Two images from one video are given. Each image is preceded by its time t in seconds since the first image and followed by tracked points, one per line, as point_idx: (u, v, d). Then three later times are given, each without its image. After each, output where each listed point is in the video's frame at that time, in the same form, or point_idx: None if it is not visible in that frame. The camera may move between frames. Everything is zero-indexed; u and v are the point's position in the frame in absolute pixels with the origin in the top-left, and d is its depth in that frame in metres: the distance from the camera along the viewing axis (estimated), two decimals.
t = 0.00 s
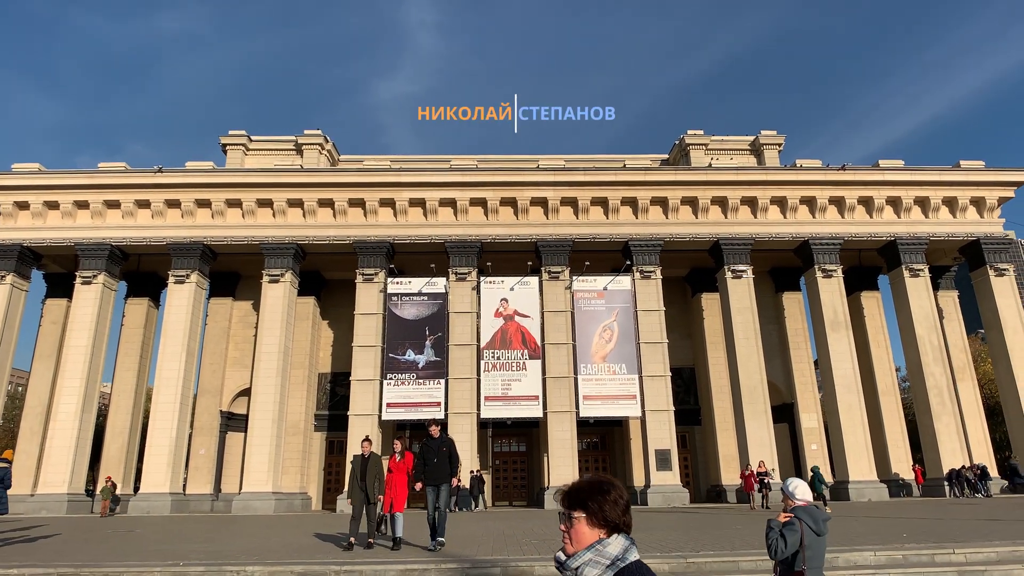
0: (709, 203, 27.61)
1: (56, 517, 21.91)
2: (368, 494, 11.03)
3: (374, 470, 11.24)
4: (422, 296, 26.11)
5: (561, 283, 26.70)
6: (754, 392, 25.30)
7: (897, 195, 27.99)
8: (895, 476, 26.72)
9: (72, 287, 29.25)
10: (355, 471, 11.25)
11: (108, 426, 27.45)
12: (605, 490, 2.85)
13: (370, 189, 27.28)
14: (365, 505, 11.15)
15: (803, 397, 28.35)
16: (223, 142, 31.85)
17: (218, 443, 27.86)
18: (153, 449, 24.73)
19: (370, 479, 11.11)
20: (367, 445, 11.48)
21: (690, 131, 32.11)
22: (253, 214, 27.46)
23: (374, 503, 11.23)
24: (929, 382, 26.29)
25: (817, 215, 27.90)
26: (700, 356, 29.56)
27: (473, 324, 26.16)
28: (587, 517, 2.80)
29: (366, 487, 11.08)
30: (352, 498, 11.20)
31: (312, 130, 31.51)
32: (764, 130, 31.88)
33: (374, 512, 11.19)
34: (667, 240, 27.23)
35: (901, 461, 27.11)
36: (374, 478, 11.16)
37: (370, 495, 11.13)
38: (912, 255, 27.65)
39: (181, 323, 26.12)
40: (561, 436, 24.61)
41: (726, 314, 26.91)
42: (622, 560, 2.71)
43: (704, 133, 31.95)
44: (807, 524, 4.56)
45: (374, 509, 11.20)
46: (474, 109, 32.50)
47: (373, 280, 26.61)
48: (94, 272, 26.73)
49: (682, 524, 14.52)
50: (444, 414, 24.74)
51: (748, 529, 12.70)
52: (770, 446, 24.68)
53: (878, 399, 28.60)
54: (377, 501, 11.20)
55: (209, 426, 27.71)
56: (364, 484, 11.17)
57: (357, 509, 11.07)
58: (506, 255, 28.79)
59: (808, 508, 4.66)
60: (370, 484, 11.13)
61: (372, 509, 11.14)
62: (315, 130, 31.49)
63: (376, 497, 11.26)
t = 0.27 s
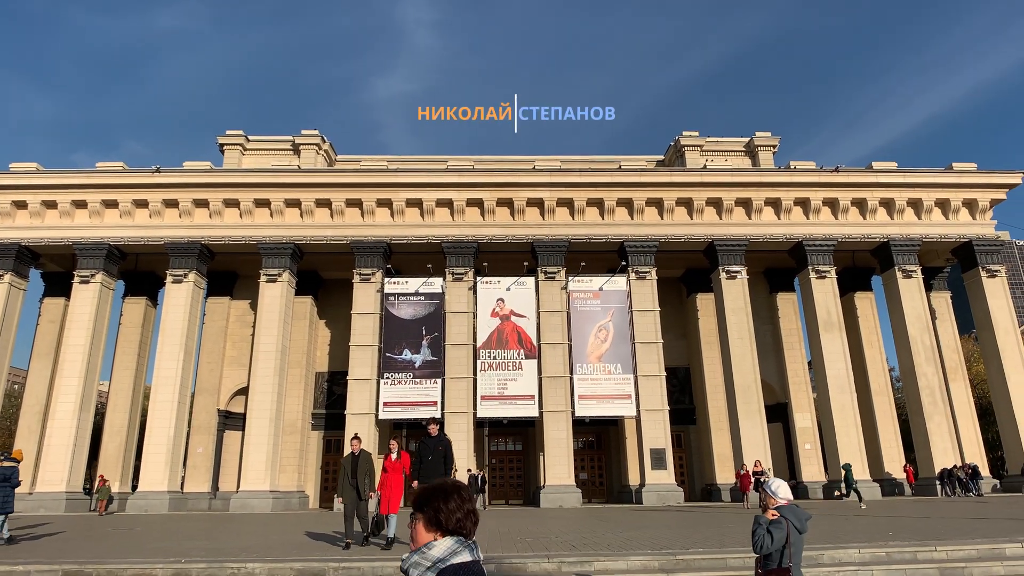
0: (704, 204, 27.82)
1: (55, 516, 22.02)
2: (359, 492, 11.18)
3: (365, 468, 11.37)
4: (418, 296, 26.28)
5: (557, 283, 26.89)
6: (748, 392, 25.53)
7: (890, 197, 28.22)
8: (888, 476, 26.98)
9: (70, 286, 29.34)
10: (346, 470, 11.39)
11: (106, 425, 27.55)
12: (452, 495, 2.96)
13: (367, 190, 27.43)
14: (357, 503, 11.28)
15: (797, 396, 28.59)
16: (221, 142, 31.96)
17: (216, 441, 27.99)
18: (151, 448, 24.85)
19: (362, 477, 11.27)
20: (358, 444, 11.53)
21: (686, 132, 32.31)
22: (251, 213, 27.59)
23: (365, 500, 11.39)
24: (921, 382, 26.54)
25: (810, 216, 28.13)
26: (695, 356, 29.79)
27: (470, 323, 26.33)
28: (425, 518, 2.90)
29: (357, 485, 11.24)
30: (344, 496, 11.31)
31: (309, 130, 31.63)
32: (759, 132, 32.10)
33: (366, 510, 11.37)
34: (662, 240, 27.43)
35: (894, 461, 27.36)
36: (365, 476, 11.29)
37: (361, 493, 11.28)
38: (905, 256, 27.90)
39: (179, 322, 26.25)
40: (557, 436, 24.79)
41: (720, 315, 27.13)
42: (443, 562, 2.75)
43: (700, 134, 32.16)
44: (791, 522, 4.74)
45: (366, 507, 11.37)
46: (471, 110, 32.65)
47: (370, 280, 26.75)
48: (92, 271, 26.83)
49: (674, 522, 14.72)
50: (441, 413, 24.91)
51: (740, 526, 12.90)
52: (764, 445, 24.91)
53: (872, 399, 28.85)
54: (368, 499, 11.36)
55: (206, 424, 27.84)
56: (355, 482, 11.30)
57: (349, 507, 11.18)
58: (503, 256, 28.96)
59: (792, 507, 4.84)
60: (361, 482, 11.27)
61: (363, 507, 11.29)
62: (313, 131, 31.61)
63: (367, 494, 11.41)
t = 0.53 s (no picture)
0: (699, 205, 28.04)
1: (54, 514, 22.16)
2: (352, 488, 11.34)
3: (358, 466, 11.54)
4: (415, 296, 26.46)
5: (553, 284, 27.08)
6: (742, 392, 25.75)
7: (883, 198, 28.46)
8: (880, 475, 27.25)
9: (69, 286, 29.44)
10: (340, 466, 11.57)
11: (104, 424, 27.67)
12: (324, 504, 3.08)
13: (365, 191, 27.59)
14: (349, 500, 11.40)
15: (791, 396, 28.83)
16: (219, 142, 32.08)
17: (214, 441, 28.13)
18: (149, 447, 24.98)
19: (355, 473, 11.44)
20: (353, 442, 11.70)
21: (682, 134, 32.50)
22: (249, 214, 27.73)
23: (357, 498, 11.48)
24: (913, 382, 26.80)
25: (805, 218, 28.36)
26: (690, 356, 30.01)
27: (467, 324, 26.51)
28: (295, 527, 2.99)
29: (350, 481, 11.41)
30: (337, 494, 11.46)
31: (307, 131, 31.76)
32: (754, 134, 32.32)
33: (358, 508, 11.42)
34: (658, 241, 27.64)
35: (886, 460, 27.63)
36: (358, 474, 11.44)
37: (353, 490, 11.40)
38: (898, 258, 28.15)
39: (177, 322, 26.38)
40: (553, 435, 24.99)
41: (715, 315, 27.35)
42: (307, 567, 2.84)
43: (696, 136, 32.36)
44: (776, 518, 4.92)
45: (357, 505, 11.44)
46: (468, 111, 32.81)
47: (368, 280, 26.92)
48: (91, 271, 26.95)
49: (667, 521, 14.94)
50: (437, 413, 25.09)
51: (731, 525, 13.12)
52: (758, 445, 25.13)
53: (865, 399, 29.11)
54: (361, 497, 11.46)
55: (204, 424, 27.98)
56: (348, 479, 11.47)
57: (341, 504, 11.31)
58: (500, 256, 29.14)
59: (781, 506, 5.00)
60: (353, 479, 11.43)
61: (356, 504, 11.42)
62: (311, 131, 31.75)
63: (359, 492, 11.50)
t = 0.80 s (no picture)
0: (694, 206, 28.22)
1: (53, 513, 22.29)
2: (346, 490, 11.46)
3: (352, 468, 11.70)
4: (412, 297, 26.61)
5: (550, 285, 27.26)
6: (737, 392, 25.95)
7: (878, 200, 28.65)
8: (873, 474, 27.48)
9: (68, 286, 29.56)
10: (335, 468, 11.71)
11: (103, 424, 27.79)
12: (201, 496, 3.16)
13: (363, 192, 27.74)
14: (343, 502, 11.54)
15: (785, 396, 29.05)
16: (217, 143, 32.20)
17: (212, 440, 28.27)
18: (148, 447, 25.11)
19: (349, 476, 11.58)
20: (348, 444, 11.85)
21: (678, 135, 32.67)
22: (247, 215, 27.86)
23: (350, 500, 11.62)
24: (907, 382, 27.02)
25: (800, 219, 28.55)
26: (686, 356, 30.21)
27: (463, 324, 26.67)
28: (174, 519, 3.06)
29: (344, 484, 11.51)
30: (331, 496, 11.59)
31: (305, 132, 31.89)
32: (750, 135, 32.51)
33: (351, 510, 11.58)
34: (653, 242, 27.82)
35: (879, 459, 27.87)
36: (352, 476, 11.58)
37: (347, 492, 11.53)
38: (892, 259, 28.37)
39: (175, 323, 26.51)
40: (549, 435, 25.18)
41: (710, 316, 27.54)
42: (187, 558, 2.95)
43: (692, 137, 32.54)
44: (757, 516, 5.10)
45: (348, 507, 11.59)
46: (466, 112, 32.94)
47: (365, 281, 27.07)
48: (89, 272, 27.07)
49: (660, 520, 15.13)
50: (434, 413, 25.26)
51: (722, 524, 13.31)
52: (752, 444, 25.33)
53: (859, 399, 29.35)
54: (355, 499, 11.59)
55: (202, 423, 28.12)
56: (342, 481, 11.58)
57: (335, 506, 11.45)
58: (496, 257, 29.30)
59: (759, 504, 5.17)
60: (347, 481, 11.54)
61: (349, 506, 11.56)
62: (309, 132, 31.88)
63: (353, 494, 11.64)
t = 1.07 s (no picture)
0: (690, 208, 28.41)
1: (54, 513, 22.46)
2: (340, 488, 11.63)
3: (347, 467, 11.87)
4: (410, 298, 26.79)
5: (547, 285, 27.46)
6: (732, 391, 26.15)
7: (872, 201, 28.85)
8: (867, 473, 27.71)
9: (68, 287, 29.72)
10: (329, 465, 11.90)
11: (103, 424, 27.95)
12: (96, 493, 3.51)
13: (361, 193, 27.91)
14: (338, 500, 11.70)
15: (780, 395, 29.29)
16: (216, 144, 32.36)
17: (211, 440, 28.44)
18: (148, 447, 25.28)
19: (342, 474, 11.76)
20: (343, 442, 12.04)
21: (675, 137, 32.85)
22: (246, 216, 28.03)
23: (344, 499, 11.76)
24: (901, 382, 27.23)
25: (795, 220, 28.74)
26: (682, 356, 30.42)
27: (461, 325, 26.86)
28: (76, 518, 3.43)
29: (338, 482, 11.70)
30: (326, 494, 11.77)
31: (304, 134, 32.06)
32: (746, 136, 32.70)
33: (346, 508, 11.73)
34: (650, 243, 28.02)
35: (873, 458, 28.11)
36: (346, 474, 11.76)
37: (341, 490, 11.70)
38: (887, 259, 28.57)
39: (175, 324, 26.67)
40: (546, 435, 25.36)
41: (706, 316, 27.73)
42: (85, 550, 3.30)
43: (688, 139, 32.72)
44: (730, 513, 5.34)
45: (345, 506, 11.74)
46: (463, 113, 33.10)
47: (364, 282, 27.25)
48: (89, 273, 27.23)
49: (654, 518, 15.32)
50: (432, 413, 25.44)
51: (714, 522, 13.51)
52: (748, 444, 25.53)
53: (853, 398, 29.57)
54: (350, 497, 11.76)
55: (202, 423, 28.30)
56: (337, 479, 11.77)
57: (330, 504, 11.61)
58: (494, 258, 29.48)
59: (733, 502, 5.41)
60: (341, 479, 11.73)
61: (344, 505, 11.71)
62: (307, 134, 32.04)
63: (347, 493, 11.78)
